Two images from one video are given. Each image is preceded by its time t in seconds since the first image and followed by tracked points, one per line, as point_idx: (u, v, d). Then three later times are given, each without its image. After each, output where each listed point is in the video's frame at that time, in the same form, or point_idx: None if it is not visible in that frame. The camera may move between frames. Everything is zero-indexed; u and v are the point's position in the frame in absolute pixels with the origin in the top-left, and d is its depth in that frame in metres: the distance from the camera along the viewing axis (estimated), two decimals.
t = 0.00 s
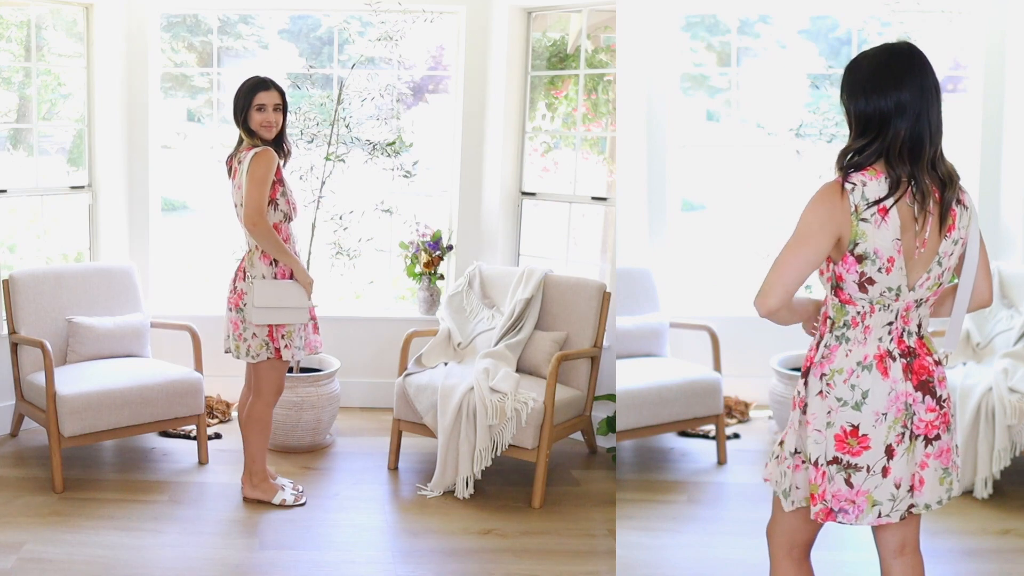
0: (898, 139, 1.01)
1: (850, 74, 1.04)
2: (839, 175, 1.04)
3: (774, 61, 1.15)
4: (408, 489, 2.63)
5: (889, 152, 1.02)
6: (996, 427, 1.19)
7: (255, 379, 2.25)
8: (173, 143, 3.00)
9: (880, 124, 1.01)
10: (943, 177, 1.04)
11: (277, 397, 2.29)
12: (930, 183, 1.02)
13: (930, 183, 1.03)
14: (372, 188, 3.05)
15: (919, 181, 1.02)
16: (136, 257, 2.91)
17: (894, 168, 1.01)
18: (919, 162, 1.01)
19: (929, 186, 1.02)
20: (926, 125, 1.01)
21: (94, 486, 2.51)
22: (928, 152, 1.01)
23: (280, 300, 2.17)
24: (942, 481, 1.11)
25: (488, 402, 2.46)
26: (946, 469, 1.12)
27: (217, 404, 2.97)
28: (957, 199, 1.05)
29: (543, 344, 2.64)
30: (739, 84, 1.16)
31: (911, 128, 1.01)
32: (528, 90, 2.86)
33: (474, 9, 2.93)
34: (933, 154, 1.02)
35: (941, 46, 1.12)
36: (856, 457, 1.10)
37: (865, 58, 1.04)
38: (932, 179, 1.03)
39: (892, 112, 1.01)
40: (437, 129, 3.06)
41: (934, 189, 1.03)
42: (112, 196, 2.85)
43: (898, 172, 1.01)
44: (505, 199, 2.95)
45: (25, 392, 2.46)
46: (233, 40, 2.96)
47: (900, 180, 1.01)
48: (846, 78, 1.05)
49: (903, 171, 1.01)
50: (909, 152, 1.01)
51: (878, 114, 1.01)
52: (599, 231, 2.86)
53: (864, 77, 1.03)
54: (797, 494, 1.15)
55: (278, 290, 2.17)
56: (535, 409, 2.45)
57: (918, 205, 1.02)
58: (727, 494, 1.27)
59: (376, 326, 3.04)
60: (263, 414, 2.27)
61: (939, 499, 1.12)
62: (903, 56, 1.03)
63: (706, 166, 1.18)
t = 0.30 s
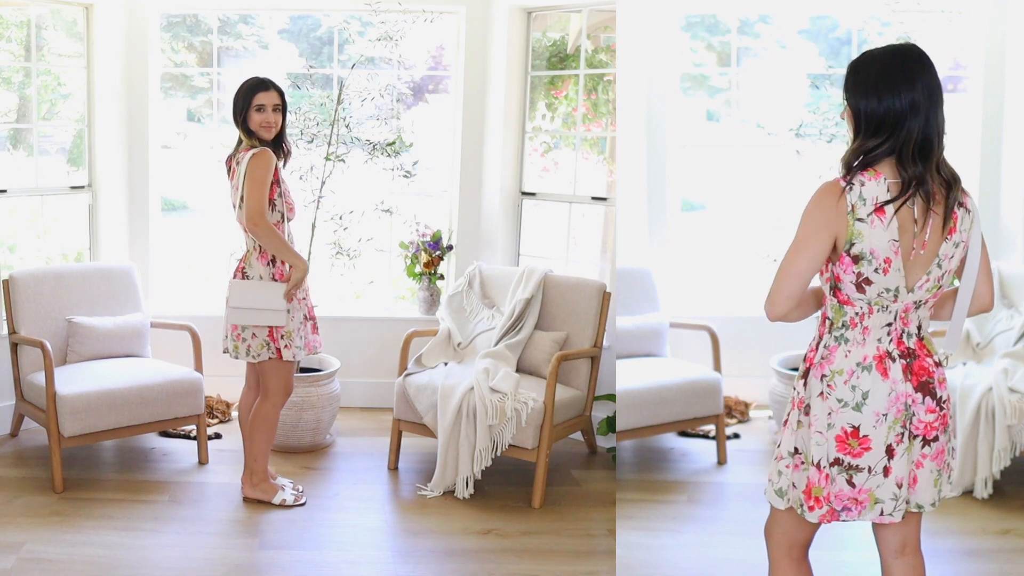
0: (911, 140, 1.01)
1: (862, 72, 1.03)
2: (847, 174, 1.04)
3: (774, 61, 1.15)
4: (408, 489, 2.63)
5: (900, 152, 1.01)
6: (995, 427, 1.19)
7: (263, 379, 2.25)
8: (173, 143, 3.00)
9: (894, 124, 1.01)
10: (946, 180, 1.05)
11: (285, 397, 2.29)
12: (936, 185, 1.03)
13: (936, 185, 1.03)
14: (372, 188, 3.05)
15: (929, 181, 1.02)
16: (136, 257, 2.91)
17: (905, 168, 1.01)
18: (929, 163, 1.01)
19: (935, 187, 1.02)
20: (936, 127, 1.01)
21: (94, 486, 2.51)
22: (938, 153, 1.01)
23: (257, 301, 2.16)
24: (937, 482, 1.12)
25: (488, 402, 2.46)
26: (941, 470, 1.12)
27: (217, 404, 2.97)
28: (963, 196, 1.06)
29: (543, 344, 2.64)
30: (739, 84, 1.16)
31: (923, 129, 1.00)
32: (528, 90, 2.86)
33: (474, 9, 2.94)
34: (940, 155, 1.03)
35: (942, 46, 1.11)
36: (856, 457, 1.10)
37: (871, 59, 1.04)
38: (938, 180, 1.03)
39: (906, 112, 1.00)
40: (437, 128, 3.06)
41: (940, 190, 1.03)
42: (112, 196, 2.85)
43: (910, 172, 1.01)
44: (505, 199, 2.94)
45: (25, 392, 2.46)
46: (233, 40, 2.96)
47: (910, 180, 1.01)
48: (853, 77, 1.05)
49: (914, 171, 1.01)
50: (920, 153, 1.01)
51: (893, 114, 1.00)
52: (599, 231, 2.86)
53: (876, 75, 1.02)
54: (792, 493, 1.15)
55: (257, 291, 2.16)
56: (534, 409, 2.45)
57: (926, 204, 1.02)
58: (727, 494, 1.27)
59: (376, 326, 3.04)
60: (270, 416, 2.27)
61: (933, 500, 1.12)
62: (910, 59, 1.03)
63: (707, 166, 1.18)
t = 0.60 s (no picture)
0: (916, 140, 1.00)
1: (866, 70, 1.02)
2: (841, 174, 1.04)
3: (774, 62, 1.15)
4: (408, 489, 2.63)
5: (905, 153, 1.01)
6: (995, 427, 1.19)
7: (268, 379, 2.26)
8: (172, 143, 3.00)
9: (900, 124, 1.00)
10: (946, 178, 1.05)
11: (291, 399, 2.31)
12: (938, 183, 1.03)
13: (939, 184, 1.03)
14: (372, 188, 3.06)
15: (933, 181, 1.02)
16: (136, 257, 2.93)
17: (914, 169, 1.01)
18: (933, 163, 1.01)
19: (937, 186, 1.02)
20: (938, 127, 1.01)
21: (94, 486, 2.50)
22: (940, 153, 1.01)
23: (239, 299, 2.15)
24: (936, 484, 1.11)
25: (488, 402, 2.46)
26: (940, 471, 1.11)
27: (217, 404, 2.97)
28: (963, 197, 1.05)
29: (542, 344, 2.64)
30: (739, 84, 1.16)
31: (927, 130, 1.00)
32: (528, 90, 2.85)
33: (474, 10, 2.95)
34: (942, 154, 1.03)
35: (942, 46, 1.11)
36: (854, 456, 1.10)
37: (872, 58, 1.03)
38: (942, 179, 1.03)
39: (913, 113, 1.00)
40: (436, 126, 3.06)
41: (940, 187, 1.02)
42: (112, 196, 2.85)
43: (919, 173, 1.00)
44: (505, 199, 2.96)
45: (25, 392, 2.47)
46: (233, 40, 2.96)
47: (918, 180, 1.01)
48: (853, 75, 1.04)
49: (922, 172, 1.00)
50: (925, 153, 1.01)
51: (900, 113, 1.00)
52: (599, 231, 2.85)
53: (880, 74, 1.02)
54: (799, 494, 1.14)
55: (238, 290, 2.15)
56: (535, 409, 2.45)
57: (925, 204, 1.01)
58: (727, 494, 1.27)
59: (376, 327, 3.05)
60: (275, 415, 2.29)
61: (934, 501, 1.12)
62: (910, 57, 1.03)
63: (707, 166, 1.18)
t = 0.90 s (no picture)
0: (915, 141, 0.99)
1: (865, 71, 1.01)
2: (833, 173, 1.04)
3: (774, 62, 1.15)
4: (408, 489, 2.63)
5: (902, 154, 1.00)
6: (994, 427, 1.18)
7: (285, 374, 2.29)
8: (172, 142, 3.00)
9: (899, 123, 0.99)
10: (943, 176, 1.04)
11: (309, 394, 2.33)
12: (936, 180, 1.02)
13: (936, 183, 1.02)
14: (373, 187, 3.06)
15: (929, 182, 1.01)
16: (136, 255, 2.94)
17: (911, 170, 1.00)
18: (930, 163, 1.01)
19: (933, 185, 1.01)
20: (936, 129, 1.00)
21: (94, 485, 2.50)
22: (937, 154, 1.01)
23: (225, 299, 2.14)
24: (929, 489, 1.10)
25: (488, 402, 2.46)
26: (934, 476, 1.10)
27: (217, 404, 2.98)
28: (963, 197, 1.03)
29: (542, 344, 2.64)
30: (739, 84, 1.16)
31: (926, 130, 0.99)
32: (528, 90, 2.85)
33: (473, 10, 2.96)
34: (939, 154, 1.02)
35: (942, 47, 1.12)
36: (843, 456, 1.09)
37: (871, 58, 1.02)
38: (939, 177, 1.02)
39: (912, 113, 0.98)
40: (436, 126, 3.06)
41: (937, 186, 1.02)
42: (113, 196, 2.85)
43: (916, 175, 1.00)
44: (505, 199, 2.98)
45: (25, 392, 2.47)
46: (233, 40, 2.96)
47: (913, 181, 1.00)
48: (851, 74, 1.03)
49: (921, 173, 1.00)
50: (923, 153, 1.00)
51: (900, 113, 0.98)
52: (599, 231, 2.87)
53: (881, 75, 1.01)
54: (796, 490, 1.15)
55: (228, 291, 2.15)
56: (535, 409, 2.45)
57: (917, 203, 1.00)
58: (727, 494, 1.27)
59: (376, 327, 3.05)
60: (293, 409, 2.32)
61: (926, 507, 1.11)
62: (912, 57, 1.02)
63: (706, 167, 1.18)
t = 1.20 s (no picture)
0: (910, 143, 0.99)
1: (863, 71, 1.00)
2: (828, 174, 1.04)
3: (774, 62, 1.15)
4: (408, 489, 2.64)
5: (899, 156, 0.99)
6: (995, 427, 1.19)
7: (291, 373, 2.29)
8: (173, 143, 3.02)
9: (897, 125, 0.98)
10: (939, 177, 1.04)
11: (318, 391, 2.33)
12: (932, 182, 1.01)
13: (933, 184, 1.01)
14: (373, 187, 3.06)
15: (924, 182, 1.00)
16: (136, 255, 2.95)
17: (906, 172, 0.99)
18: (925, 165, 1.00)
19: (929, 186, 1.00)
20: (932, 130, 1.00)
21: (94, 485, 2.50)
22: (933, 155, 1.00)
23: (222, 300, 2.14)
24: (930, 491, 1.09)
25: (488, 402, 2.46)
26: (935, 478, 1.09)
27: (217, 404, 2.97)
28: (960, 198, 1.02)
29: (542, 344, 2.64)
30: (739, 84, 1.16)
31: (922, 132, 0.98)
32: (528, 90, 2.87)
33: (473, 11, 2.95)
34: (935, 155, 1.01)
35: (942, 47, 1.12)
36: (839, 457, 1.09)
37: (870, 59, 1.01)
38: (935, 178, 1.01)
39: (909, 114, 0.98)
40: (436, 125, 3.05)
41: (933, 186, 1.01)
42: (113, 196, 2.85)
43: (911, 177, 0.99)
44: (505, 199, 2.98)
45: (25, 392, 2.49)
46: (233, 40, 2.96)
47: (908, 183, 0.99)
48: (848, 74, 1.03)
49: (916, 175, 0.99)
50: (919, 155, 0.99)
51: (897, 114, 0.98)
52: (599, 231, 2.88)
53: (879, 75, 1.00)
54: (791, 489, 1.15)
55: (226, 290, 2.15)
56: (535, 409, 2.45)
57: (911, 203, 1.00)
58: (727, 494, 1.27)
59: (376, 327, 3.05)
60: (302, 406, 2.32)
61: (927, 509, 1.10)
62: (910, 58, 1.01)
63: (706, 167, 1.18)
